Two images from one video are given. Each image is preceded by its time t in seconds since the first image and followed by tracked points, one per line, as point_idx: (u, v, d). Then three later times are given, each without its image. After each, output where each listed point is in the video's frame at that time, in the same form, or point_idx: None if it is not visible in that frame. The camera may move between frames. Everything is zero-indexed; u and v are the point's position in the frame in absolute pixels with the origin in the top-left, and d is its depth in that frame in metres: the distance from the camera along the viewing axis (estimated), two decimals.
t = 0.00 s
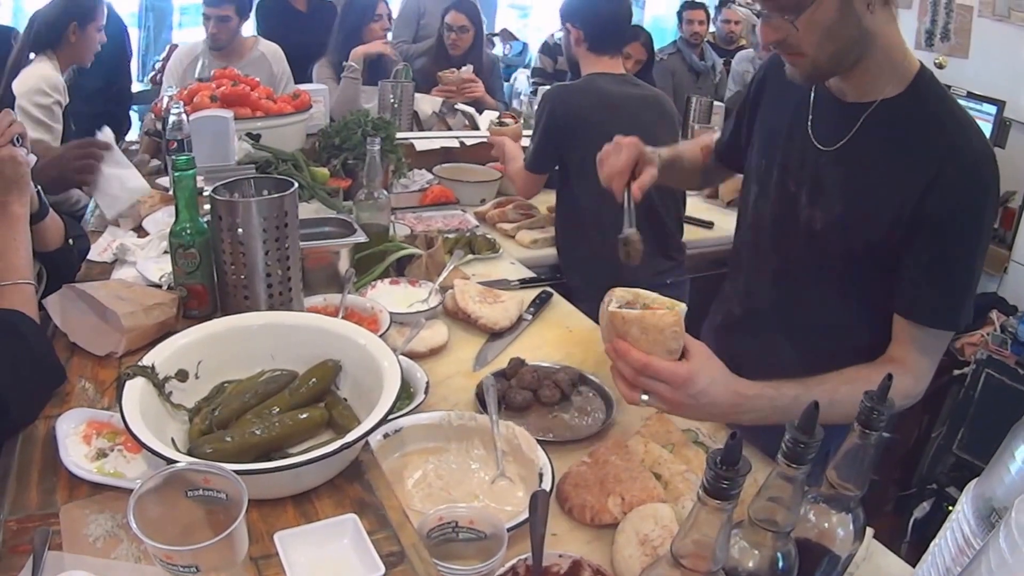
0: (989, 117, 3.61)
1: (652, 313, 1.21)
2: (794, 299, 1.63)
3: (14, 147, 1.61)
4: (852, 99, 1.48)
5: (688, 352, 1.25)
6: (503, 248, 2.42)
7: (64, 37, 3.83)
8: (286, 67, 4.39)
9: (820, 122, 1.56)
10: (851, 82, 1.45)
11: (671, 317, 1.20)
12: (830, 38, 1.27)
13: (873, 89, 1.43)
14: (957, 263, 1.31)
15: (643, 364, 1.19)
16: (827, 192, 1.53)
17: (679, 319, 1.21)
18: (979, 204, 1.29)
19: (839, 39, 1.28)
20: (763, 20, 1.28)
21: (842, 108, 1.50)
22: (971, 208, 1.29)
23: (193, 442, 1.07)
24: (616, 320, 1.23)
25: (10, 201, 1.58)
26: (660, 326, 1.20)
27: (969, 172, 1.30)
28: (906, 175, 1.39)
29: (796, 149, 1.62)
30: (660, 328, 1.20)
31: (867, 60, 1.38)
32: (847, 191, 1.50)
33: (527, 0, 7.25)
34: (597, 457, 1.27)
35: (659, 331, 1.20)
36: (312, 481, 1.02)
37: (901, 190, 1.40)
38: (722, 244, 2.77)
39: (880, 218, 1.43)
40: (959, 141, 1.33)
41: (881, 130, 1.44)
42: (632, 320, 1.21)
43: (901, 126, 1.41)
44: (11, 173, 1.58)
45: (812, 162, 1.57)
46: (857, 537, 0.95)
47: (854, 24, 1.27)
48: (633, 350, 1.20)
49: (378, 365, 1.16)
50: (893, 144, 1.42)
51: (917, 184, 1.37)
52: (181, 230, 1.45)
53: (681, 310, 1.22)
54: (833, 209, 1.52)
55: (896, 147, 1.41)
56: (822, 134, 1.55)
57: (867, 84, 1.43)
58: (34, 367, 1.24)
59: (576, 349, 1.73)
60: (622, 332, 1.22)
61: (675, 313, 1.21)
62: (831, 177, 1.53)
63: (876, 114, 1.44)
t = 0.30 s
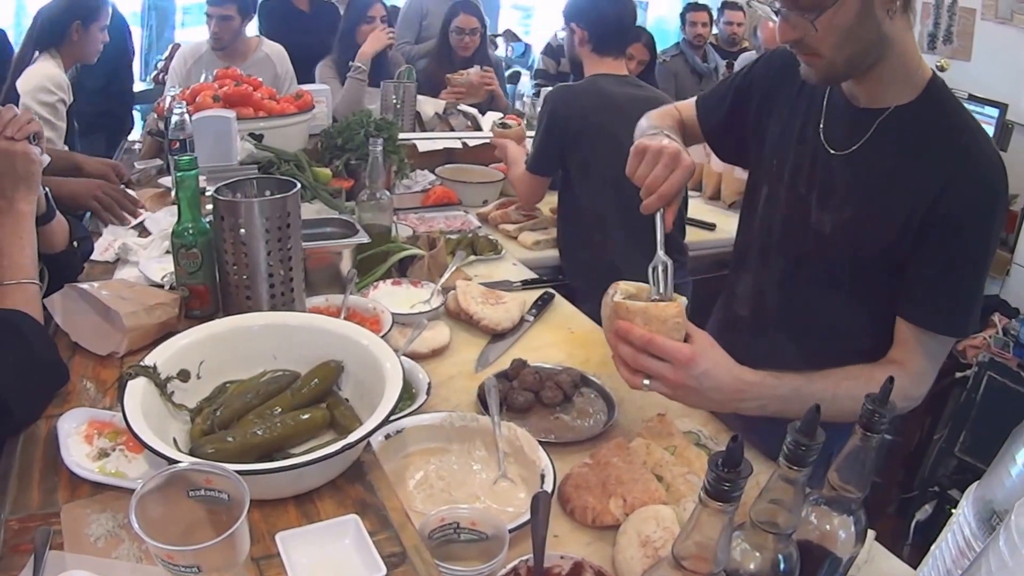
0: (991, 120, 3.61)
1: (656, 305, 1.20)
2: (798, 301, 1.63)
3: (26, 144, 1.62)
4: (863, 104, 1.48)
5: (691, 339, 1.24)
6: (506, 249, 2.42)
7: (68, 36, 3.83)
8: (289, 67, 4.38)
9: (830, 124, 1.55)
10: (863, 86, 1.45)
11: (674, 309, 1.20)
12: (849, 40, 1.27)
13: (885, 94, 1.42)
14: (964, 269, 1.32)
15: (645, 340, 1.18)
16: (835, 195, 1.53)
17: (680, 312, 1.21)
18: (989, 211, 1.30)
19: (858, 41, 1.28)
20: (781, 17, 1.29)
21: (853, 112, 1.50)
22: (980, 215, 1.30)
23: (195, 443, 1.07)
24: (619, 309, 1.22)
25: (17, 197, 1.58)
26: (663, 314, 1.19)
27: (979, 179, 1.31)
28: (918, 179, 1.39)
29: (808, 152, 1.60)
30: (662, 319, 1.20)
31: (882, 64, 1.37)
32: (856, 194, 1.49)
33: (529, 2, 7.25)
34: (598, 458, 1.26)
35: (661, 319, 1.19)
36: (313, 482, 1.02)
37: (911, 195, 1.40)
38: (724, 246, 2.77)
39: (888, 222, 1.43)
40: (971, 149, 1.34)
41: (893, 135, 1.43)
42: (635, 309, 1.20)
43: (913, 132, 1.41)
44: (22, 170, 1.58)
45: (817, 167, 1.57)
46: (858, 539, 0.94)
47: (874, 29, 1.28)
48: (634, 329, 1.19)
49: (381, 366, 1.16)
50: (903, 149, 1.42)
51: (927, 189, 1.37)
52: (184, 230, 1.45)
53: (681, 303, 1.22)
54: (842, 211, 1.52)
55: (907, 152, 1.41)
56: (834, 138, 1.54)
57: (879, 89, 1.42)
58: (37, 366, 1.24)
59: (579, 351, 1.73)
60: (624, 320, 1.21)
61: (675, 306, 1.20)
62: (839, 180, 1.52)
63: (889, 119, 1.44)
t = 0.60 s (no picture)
0: (994, 121, 3.60)
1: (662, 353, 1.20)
2: (790, 306, 1.61)
3: (32, 142, 1.63)
4: (840, 104, 1.48)
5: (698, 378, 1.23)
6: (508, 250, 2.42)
7: (69, 33, 3.84)
8: (292, 67, 4.39)
9: (812, 126, 1.54)
10: (839, 85, 1.44)
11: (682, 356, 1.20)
12: (817, 39, 1.23)
13: (863, 93, 1.42)
14: (957, 267, 1.30)
15: (657, 393, 1.16)
16: (822, 198, 1.52)
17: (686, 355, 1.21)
18: (981, 207, 1.28)
19: (826, 40, 1.24)
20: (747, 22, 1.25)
21: (833, 112, 1.49)
22: (969, 211, 1.29)
23: (196, 443, 1.06)
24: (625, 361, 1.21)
25: (20, 197, 1.58)
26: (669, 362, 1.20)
27: (970, 178, 1.29)
28: (904, 178, 1.37)
29: (789, 155, 1.60)
30: (670, 366, 1.20)
31: (854, 63, 1.37)
32: (844, 196, 1.48)
33: (532, 2, 7.25)
34: (600, 459, 1.26)
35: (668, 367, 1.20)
36: (316, 482, 1.02)
37: (898, 195, 1.38)
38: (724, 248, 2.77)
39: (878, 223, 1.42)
40: (956, 143, 1.32)
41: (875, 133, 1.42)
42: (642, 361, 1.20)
43: (897, 130, 1.39)
44: (26, 169, 1.59)
45: (801, 169, 1.56)
46: (861, 540, 0.94)
47: (843, 27, 1.24)
48: (644, 382, 1.17)
49: (383, 367, 1.16)
50: (889, 148, 1.40)
51: (914, 188, 1.36)
52: (186, 230, 1.45)
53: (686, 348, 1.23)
54: (829, 215, 1.50)
55: (893, 150, 1.40)
56: (813, 139, 1.54)
57: (855, 85, 1.42)
58: (40, 366, 1.24)
59: (581, 351, 1.73)
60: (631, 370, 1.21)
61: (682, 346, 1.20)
62: (824, 182, 1.51)
63: (870, 118, 1.42)
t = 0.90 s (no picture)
0: (998, 121, 3.59)
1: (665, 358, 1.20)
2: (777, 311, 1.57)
3: (31, 142, 1.62)
4: (823, 105, 1.42)
5: (704, 383, 1.20)
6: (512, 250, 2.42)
7: (75, 34, 3.84)
8: (296, 67, 4.39)
9: (789, 127, 1.48)
10: (819, 84, 1.39)
11: (687, 362, 1.19)
12: (795, 38, 1.20)
13: (845, 91, 1.37)
14: (952, 267, 1.29)
15: (662, 402, 1.13)
16: (805, 205, 1.47)
17: (692, 363, 1.20)
18: (977, 204, 1.27)
19: (806, 39, 1.21)
20: (724, 18, 1.21)
21: (813, 114, 1.44)
22: (964, 210, 1.26)
23: (200, 443, 1.06)
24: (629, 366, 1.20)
25: (22, 196, 1.58)
26: (675, 368, 1.18)
27: (962, 175, 1.27)
28: (895, 177, 1.33)
29: (767, 160, 1.53)
30: (675, 373, 1.18)
31: (835, 59, 1.32)
32: (828, 204, 1.43)
33: (535, 2, 7.26)
34: (603, 459, 1.26)
35: (674, 374, 1.18)
36: (320, 481, 1.02)
37: (889, 194, 1.35)
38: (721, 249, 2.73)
39: (869, 225, 1.38)
40: (948, 139, 1.29)
41: (862, 131, 1.37)
42: (648, 367, 1.19)
43: (885, 129, 1.35)
44: (28, 168, 1.59)
45: (781, 173, 1.50)
46: (863, 541, 0.94)
47: (823, 24, 1.21)
48: (649, 389, 1.14)
49: (386, 365, 1.16)
50: (877, 147, 1.36)
51: (907, 187, 1.32)
52: (190, 229, 1.45)
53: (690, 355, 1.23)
54: (815, 221, 1.45)
55: (881, 149, 1.36)
56: (792, 142, 1.47)
57: (837, 82, 1.36)
58: (42, 365, 1.24)
59: (584, 351, 1.73)
60: (637, 373, 1.19)
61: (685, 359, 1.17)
62: (805, 189, 1.46)
63: (855, 115, 1.37)
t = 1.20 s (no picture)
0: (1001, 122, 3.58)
1: (669, 388, 1.14)
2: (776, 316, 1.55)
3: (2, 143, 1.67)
4: (820, 118, 1.41)
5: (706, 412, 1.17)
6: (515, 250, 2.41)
7: (74, 31, 3.84)
8: (298, 66, 4.40)
9: (789, 135, 1.46)
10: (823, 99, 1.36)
11: (691, 390, 1.15)
12: (813, 59, 1.19)
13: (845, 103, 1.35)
14: (955, 275, 1.28)
15: (667, 431, 1.10)
16: (800, 214, 1.46)
17: (695, 389, 1.16)
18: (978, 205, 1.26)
19: (823, 61, 1.20)
20: (736, 35, 1.20)
21: (809, 124, 1.42)
22: (970, 232, 1.26)
23: (202, 443, 1.06)
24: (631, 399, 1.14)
25: None
26: (679, 397, 1.14)
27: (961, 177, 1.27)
28: (900, 190, 1.32)
29: (767, 169, 1.50)
30: (679, 401, 1.14)
31: (851, 78, 1.30)
32: (824, 214, 1.42)
33: (538, 2, 7.26)
34: (605, 459, 1.26)
35: (678, 403, 1.14)
36: (324, 480, 1.02)
37: (889, 198, 1.34)
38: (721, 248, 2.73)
39: (869, 230, 1.37)
40: (952, 148, 1.29)
41: (868, 147, 1.35)
42: (652, 399, 1.14)
43: (883, 134, 1.34)
44: None
45: (779, 183, 1.48)
46: (865, 542, 0.93)
47: (844, 46, 1.20)
48: (653, 419, 1.11)
49: (388, 364, 1.16)
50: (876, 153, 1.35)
51: (914, 205, 1.31)
52: (193, 228, 1.45)
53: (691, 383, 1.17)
54: (812, 231, 1.44)
55: (880, 154, 1.35)
56: (795, 156, 1.45)
57: (841, 99, 1.34)
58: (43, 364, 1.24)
59: (587, 351, 1.73)
60: (640, 406, 1.14)
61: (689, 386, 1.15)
62: (801, 198, 1.45)
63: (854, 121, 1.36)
